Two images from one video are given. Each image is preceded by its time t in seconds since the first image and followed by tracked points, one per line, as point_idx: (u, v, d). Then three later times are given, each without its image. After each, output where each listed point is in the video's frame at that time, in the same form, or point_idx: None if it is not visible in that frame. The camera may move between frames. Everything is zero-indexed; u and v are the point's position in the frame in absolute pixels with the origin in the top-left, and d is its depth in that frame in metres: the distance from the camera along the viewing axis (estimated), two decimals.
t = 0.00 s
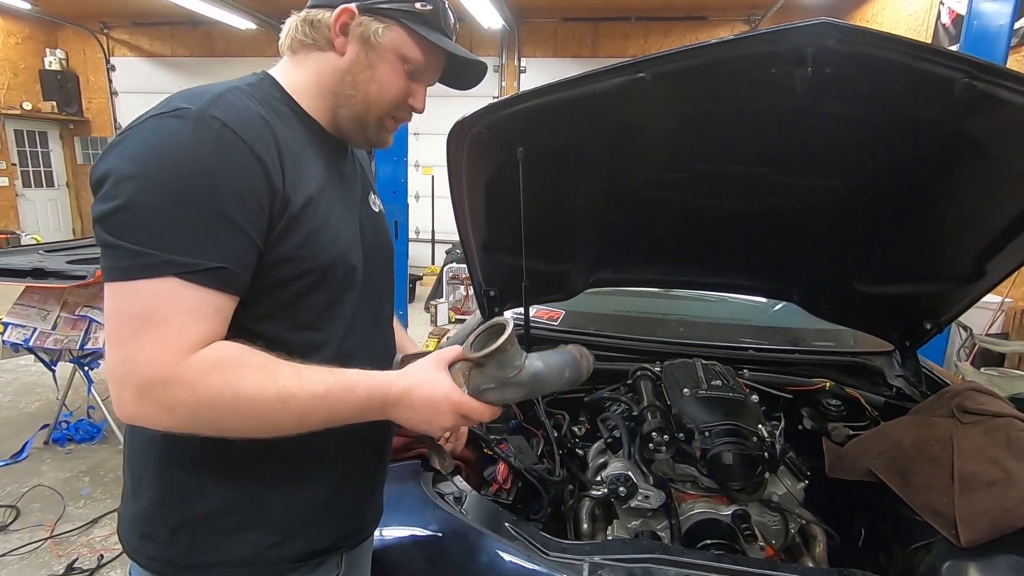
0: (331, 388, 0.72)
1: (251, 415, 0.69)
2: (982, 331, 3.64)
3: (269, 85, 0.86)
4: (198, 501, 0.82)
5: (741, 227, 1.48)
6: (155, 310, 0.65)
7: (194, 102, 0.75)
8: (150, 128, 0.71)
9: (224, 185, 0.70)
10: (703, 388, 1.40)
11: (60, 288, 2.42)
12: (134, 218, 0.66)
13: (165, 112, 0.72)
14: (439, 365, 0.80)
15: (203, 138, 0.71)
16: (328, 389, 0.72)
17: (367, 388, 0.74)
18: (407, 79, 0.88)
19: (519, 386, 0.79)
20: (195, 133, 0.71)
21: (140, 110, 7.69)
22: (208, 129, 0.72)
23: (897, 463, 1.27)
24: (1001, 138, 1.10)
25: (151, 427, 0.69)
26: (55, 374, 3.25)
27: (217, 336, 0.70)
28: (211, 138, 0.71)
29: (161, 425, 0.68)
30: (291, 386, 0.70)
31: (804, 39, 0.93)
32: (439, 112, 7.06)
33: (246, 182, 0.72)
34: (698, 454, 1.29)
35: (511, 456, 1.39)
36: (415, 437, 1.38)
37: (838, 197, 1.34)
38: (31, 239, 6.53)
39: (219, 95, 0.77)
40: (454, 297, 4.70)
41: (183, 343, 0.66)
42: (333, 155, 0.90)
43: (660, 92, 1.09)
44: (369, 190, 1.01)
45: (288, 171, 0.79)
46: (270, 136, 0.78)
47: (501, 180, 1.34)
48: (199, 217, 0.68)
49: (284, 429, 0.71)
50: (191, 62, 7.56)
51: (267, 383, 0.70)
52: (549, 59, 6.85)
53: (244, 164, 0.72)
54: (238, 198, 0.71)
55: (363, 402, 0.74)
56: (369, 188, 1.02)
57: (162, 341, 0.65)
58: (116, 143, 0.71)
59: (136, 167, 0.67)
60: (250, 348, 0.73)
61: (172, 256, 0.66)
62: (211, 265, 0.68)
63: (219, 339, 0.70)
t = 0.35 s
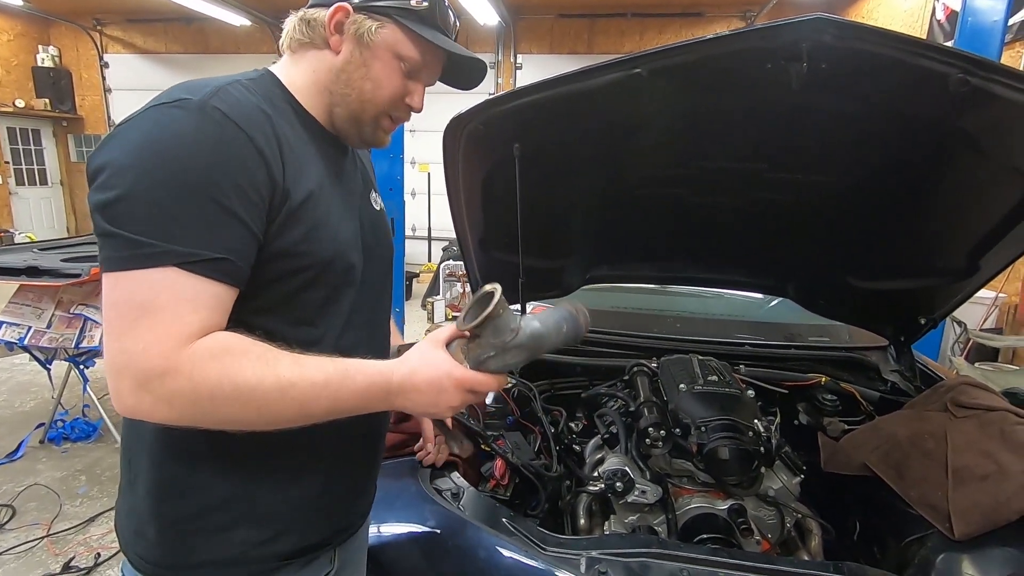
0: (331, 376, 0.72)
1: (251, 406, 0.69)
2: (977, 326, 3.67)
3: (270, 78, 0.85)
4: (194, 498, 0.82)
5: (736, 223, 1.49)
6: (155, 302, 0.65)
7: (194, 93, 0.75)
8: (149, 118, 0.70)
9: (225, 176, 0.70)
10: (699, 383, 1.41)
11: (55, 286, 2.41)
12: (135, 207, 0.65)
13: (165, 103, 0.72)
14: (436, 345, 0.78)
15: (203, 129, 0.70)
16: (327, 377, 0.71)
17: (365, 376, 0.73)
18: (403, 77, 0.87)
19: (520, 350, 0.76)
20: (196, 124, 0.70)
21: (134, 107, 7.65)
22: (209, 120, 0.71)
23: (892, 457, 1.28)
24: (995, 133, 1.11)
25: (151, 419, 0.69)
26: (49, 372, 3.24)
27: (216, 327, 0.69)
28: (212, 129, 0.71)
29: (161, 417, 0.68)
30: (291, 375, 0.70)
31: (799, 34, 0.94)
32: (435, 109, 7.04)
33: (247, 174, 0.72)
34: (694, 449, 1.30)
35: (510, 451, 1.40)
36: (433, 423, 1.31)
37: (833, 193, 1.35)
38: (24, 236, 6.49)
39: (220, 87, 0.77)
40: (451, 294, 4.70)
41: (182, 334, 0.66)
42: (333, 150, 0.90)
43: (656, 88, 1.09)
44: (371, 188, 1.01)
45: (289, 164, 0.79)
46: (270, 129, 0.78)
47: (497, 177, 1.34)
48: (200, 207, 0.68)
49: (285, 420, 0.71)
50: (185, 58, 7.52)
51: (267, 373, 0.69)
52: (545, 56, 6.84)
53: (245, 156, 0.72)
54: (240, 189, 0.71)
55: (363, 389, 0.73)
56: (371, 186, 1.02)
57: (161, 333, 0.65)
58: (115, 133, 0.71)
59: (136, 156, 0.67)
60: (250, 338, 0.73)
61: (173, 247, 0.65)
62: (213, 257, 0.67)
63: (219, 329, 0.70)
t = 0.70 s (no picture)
0: (322, 338, 0.67)
1: (243, 383, 0.65)
2: (972, 322, 3.69)
3: (262, 70, 0.85)
4: (189, 494, 0.81)
5: (733, 218, 1.49)
6: (147, 292, 0.64)
7: (184, 83, 0.74)
8: (140, 109, 0.69)
9: (218, 166, 0.69)
10: (696, 378, 1.42)
11: (49, 282, 2.39)
12: (127, 197, 0.65)
13: (155, 94, 0.71)
14: (435, 299, 0.69)
15: (194, 119, 0.70)
16: (319, 340, 0.67)
17: (356, 332, 0.67)
18: (392, 61, 0.85)
19: (522, 322, 0.66)
20: (187, 114, 0.70)
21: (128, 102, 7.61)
22: (200, 110, 0.71)
23: (889, 452, 1.28)
24: (992, 128, 1.11)
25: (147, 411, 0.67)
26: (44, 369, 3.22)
27: (209, 309, 0.67)
28: (203, 120, 0.70)
29: (155, 407, 0.66)
30: (283, 343, 0.66)
31: (796, 28, 0.93)
32: (431, 105, 7.03)
33: (239, 164, 0.71)
34: (691, 444, 1.30)
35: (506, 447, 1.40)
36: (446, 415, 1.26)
37: (829, 188, 1.35)
38: (18, 232, 6.45)
39: (211, 77, 0.77)
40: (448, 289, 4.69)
41: (175, 319, 0.64)
42: (327, 142, 0.89)
43: (652, 81, 1.09)
44: (368, 183, 1.00)
45: (280, 152, 0.78)
46: (262, 118, 0.78)
47: (494, 171, 1.34)
48: (190, 195, 0.67)
49: (279, 389, 0.67)
50: (180, 53, 7.48)
51: (257, 344, 0.66)
52: (542, 51, 6.83)
53: (237, 146, 0.72)
54: (231, 178, 0.70)
55: (356, 344, 0.67)
56: (368, 181, 1.01)
57: (153, 319, 0.63)
58: (106, 125, 0.70)
59: (127, 146, 0.66)
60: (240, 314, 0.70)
61: (165, 237, 0.65)
62: (206, 248, 0.67)
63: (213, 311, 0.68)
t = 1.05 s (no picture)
0: (310, 300, 0.66)
1: (240, 365, 0.65)
2: (969, 319, 3.69)
3: (250, 65, 0.84)
4: (185, 492, 0.81)
5: (731, 215, 1.49)
6: (137, 286, 0.63)
7: (171, 80, 0.73)
8: (127, 106, 0.69)
9: (207, 161, 0.69)
10: (694, 375, 1.42)
11: (45, 281, 2.38)
12: (117, 195, 0.64)
13: (141, 91, 0.71)
14: (419, 244, 0.67)
15: (182, 115, 0.69)
16: (306, 303, 0.65)
17: (342, 286, 0.66)
18: (373, 51, 0.81)
19: (511, 282, 0.67)
20: (175, 110, 0.69)
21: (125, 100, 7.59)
22: (187, 106, 0.70)
23: (886, 448, 1.28)
24: (990, 126, 1.10)
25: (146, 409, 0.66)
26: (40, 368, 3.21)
27: (195, 294, 0.65)
28: (191, 116, 0.70)
29: (154, 405, 0.65)
30: (272, 314, 0.65)
31: (794, 24, 0.93)
32: (429, 102, 7.02)
33: (229, 160, 0.71)
34: (689, 441, 1.31)
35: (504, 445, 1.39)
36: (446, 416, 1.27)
37: (827, 184, 1.35)
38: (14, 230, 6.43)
39: (197, 73, 0.76)
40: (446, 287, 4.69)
41: (165, 309, 0.63)
42: (318, 135, 0.89)
43: (650, 78, 1.09)
44: (364, 179, 1.00)
45: (269, 143, 0.78)
46: (251, 112, 0.77)
47: (491, 168, 1.33)
48: (179, 191, 0.66)
49: (276, 360, 0.67)
50: (177, 51, 7.46)
51: (247, 319, 0.64)
52: (539, 49, 6.82)
53: (226, 142, 0.71)
54: (221, 173, 0.69)
55: (344, 297, 0.66)
56: (364, 176, 1.01)
57: (143, 312, 0.62)
58: (94, 124, 0.69)
59: (115, 143, 0.65)
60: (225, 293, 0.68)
61: (156, 234, 0.64)
62: (198, 243, 0.66)
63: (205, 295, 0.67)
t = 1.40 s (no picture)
0: (287, 308, 0.66)
1: (217, 374, 0.65)
2: (967, 317, 3.70)
3: (229, 67, 0.83)
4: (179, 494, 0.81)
5: (727, 215, 1.48)
6: (108, 299, 0.62)
7: (139, 85, 0.72)
8: (93, 115, 0.67)
9: (177, 169, 0.68)
10: (691, 374, 1.41)
11: (39, 281, 2.37)
12: (85, 207, 0.62)
13: (106, 98, 0.69)
14: (399, 247, 0.66)
15: (150, 122, 0.68)
16: (282, 309, 0.66)
17: (319, 291, 0.66)
18: (348, 44, 0.81)
19: (498, 282, 0.66)
20: (142, 117, 0.68)
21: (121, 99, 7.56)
22: (156, 112, 0.69)
23: (884, 447, 1.28)
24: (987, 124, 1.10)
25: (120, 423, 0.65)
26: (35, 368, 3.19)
27: (169, 305, 0.65)
28: (159, 123, 0.69)
29: (127, 420, 0.64)
30: (249, 322, 0.65)
31: (792, 22, 0.93)
32: (426, 101, 7.00)
33: (201, 166, 0.70)
34: (687, 441, 1.30)
35: (501, 445, 1.38)
36: (450, 402, 1.25)
37: (824, 183, 1.35)
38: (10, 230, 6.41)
39: (166, 76, 0.75)
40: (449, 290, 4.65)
41: (133, 322, 0.62)
42: (300, 136, 0.88)
43: (648, 77, 1.08)
44: (351, 178, 1.00)
45: (246, 151, 0.78)
46: (223, 116, 0.76)
47: (486, 168, 1.33)
48: (149, 201, 0.65)
49: (254, 368, 0.67)
50: (173, 50, 7.44)
51: (223, 330, 0.64)
52: (537, 48, 6.81)
53: (197, 148, 0.70)
54: (194, 181, 0.69)
55: (320, 302, 0.66)
56: (350, 174, 1.01)
57: (114, 325, 0.61)
58: (60, 135, 0.68)
59: (80, 154, 0.64)
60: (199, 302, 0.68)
61: (126, 246, 0.63)
62: (171, 253, 0.65)
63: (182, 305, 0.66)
